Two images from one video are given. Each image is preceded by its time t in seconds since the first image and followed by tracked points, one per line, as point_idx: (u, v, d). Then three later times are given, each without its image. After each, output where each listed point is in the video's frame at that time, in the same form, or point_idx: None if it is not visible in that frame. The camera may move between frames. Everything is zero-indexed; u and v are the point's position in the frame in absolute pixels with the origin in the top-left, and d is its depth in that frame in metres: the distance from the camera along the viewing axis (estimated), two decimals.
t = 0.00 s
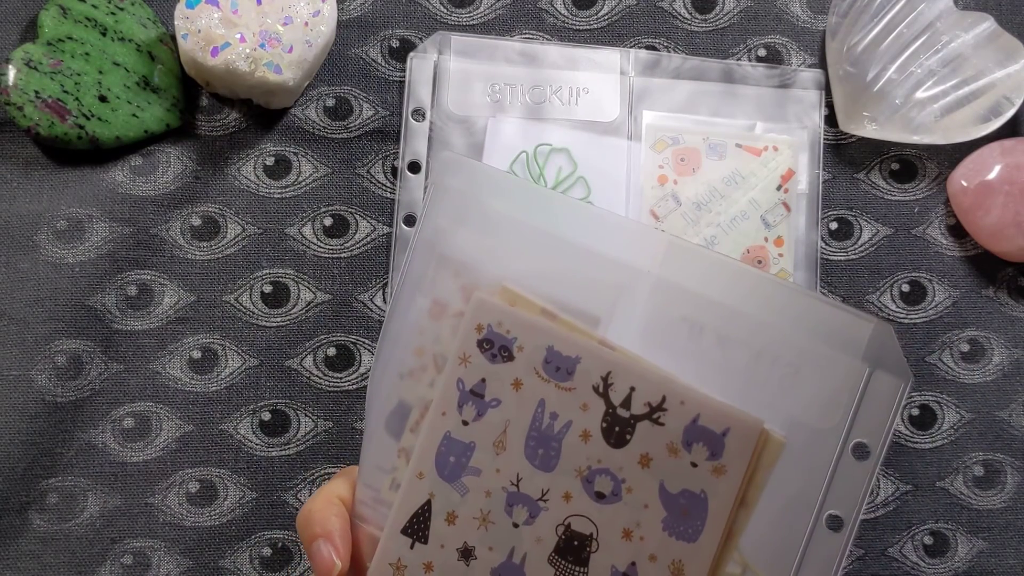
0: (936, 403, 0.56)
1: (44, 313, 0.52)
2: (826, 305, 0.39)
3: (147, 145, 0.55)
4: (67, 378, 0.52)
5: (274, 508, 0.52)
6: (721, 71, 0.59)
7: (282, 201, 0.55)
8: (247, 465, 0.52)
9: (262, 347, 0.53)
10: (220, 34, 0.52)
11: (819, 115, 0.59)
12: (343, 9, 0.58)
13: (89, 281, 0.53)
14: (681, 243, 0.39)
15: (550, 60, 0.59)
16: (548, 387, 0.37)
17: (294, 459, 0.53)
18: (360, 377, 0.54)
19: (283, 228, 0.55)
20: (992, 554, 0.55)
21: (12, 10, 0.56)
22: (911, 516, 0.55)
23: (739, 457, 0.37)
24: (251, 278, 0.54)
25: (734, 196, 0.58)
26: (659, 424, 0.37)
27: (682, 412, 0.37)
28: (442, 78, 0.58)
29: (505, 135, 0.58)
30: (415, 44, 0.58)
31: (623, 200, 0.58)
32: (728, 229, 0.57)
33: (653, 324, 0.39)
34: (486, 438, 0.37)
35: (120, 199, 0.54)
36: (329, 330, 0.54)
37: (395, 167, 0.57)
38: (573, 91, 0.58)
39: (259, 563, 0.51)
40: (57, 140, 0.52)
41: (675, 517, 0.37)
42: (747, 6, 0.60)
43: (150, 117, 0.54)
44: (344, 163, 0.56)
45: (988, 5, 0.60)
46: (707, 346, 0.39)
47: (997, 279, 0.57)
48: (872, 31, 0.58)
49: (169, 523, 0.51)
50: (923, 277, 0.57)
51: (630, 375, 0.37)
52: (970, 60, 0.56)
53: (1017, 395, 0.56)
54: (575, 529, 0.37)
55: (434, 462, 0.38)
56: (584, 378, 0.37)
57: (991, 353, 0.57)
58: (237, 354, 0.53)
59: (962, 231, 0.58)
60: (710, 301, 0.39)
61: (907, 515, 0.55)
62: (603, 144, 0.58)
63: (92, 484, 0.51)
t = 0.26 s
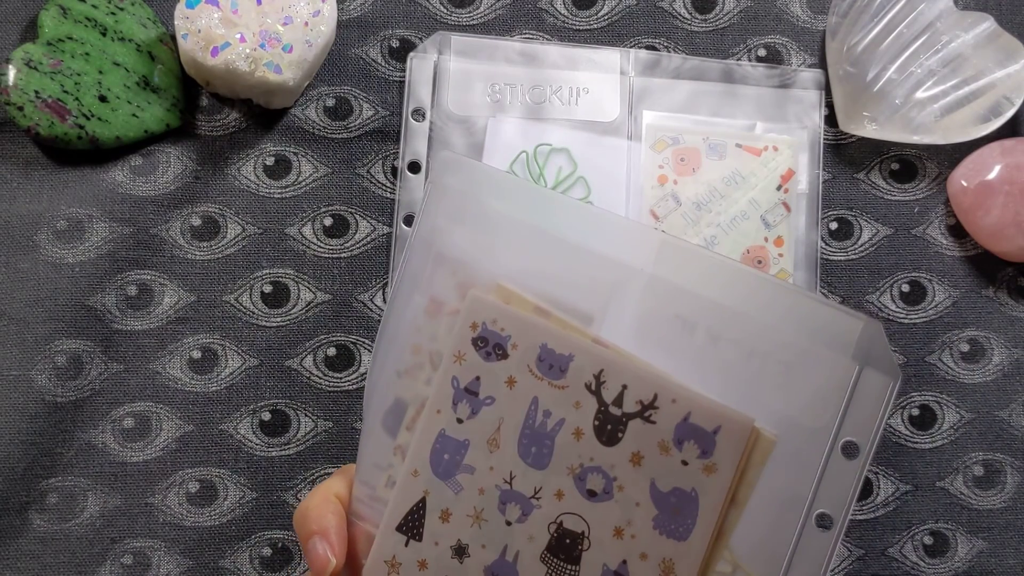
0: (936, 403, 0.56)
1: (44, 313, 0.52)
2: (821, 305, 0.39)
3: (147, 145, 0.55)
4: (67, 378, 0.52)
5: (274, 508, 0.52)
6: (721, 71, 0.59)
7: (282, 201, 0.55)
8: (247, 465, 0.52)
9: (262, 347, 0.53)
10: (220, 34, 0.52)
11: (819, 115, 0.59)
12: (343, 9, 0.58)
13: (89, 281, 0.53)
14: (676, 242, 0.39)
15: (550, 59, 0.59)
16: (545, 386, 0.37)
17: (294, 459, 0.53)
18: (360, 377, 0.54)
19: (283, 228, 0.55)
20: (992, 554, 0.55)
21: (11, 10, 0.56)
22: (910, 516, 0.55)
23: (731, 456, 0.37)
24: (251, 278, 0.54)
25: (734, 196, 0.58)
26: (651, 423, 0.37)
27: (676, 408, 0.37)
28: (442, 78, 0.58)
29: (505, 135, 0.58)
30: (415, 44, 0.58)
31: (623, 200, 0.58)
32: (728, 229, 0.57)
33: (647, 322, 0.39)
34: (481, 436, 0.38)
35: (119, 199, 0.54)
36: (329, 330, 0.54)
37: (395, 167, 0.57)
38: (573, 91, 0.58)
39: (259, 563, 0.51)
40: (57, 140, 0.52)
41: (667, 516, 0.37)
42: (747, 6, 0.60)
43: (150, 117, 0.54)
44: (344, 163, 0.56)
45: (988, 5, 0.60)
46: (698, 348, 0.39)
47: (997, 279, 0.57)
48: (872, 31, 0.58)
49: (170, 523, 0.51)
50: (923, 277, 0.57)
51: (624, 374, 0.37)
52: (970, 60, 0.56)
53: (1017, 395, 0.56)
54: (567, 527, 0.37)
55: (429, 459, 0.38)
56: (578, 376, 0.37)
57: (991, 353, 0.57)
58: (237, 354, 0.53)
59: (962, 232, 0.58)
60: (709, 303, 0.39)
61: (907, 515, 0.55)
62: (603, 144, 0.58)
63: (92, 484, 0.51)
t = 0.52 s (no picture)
0: (936, 403, 0.56)
1: (43, 313, 0.52)
2: (835, 325, 0.35)
3: (147, 145, 0.55)
4: (67, 378, 0.52)
5: (275, 508, 0.52)
6: (721, 71, 0.59)
7: (283, 201, 0.55)
8: (247, 465, 0.52)
9: (262, 347, 0.53)
10: (220, 34, 0.52)
11: (819, 115, 0.59)
12: (343, 9, 0.58)
13: (89, 281, 0.53)
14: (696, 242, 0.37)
15: (550, 60, 0.59)
16: (581, 381, 0.38)
17: (295, 459, 0.52)
18: (360, 377, 0.54)
19: (283, 227, 0.55)
20: (992, 554, 0.55)
21: (11, 10, 0.56)
22: (910, 516, 0.55)
23: (732, 473, 0.35)
24: (251, 278, 0.54)
25: (734, 196, 0.58)
26: (668, 430, 0.36)
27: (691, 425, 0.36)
28: (442, 78, 0.58)
29: (505, 135, 0.58)
30: (415, 44, 0.58)
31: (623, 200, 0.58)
32: (728, 229, 0.57)
33: (674, 327, 0.37)
34: (518, 427, 0.38)
35: (119, 199, 0.54)
36: (329, 330, 0.54)
37: (396, 167, 0.56)
38: (573, 91, 0.58)
39: (259, 563, 0.51)
40: (57, 140, 0.52)
41: (660, 524, 0.36)
42: (747, 6, 0.60)
43: (149, 117, 0.54)
44: (344, 162, 0.56)
45: (988, 5, 0.60)
46: (709, 360, 0.36)
47: (997, 279, 0.57)
48: (872, 31, 0.58)
49: (170, 523, 0.51)
50: (923, 277, 0.57)
51: (655, 381, 0.37)
52: (970, 60, 0.56)
53: (1018, 395, 0.56)
54: (569, 522, 0.37)
55: (468, 442, 0.38)
56: (615, 379, 0.37)
57: (991, 353, 0.57)
58: (237, 354, 0.53)
59: (962, 232, 0.58)
60: (720, 310, 0.36)
61: (907, 515, 0.55)
62: (603, 144, 0.58)
63: (92, 484, 0.51)
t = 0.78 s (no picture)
0: (936, 403, 0.56)
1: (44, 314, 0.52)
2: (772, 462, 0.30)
3: (147, 145, 0.55)
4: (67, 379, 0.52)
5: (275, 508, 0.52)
6: (721, 71, 0.59)
7: (283, 201, 0.55)
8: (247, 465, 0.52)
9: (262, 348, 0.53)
10: (220, 34, 0.52)
11: (818, 116, 0.59)
12: (343, 9, 0.58)
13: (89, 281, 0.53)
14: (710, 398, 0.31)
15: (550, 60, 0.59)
16: (572, 540, 0.33)
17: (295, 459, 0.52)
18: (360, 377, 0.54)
19: (283, 227, 0.55)
20: (992, 554, 0.54)
21: (11, 10, 0.56)
22: (911, 516, 0.55)
23: None
24: (251, 278, 0.54)
25: (734, 197, 0.58)
26: None
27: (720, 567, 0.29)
28: (442, 78, 0.58)
29: (505, 136, 0.58)
30: (415, 44, 0.58)
31: (623, 200, 0.58)
32: (728, 229, 0.58)
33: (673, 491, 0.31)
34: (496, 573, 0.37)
35: (119, 199, 0.54)
36: (329, 330, 0.54)
37: (396, 167, 0.56)
38: (573, 91, 0.58)
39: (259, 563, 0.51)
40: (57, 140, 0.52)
41: None
42: (747, 6, 0.60)
43: (149, 116, 0.54)
44: (344, 163, 0.56)
45: (988, 5, 0.60)
46: (662, 514, 0.31)
47: (997, 279, 0.57)
48: (872, 31, 0.58)
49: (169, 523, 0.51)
50: (923, 277, 0.57)
51: (634, 547, 0.31)
52: (970, 60, 0.56)
53: (1018, 395, 0.56)
54: None
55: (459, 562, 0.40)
56: (601, 539, 0.32)
57: (991, 353, 0.57)
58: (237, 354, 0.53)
59: (962, 232, 0.58)
60: (672, 447, 0.31)
61: (908, 515, 0.55)
62: (603, 145, 0.58)
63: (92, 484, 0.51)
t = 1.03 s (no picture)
0: (936, 403, 0.56)
1: (44, 313, 0.53)
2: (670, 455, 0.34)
3: (147, 145, 0.55)
4: (67, 378, 0.52)
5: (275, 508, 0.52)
6: (721, 71, 0.59)
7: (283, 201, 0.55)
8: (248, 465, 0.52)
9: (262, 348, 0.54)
10: (220, 34, 0.52)
11: (819, 116, 0.59)
12: (343, 9, 0.58)
13: (89, 281, 0.53)
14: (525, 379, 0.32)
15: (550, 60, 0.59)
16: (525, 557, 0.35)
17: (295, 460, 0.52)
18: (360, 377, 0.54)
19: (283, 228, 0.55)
20: (992, 554, 0.54)
21: (11, 10, 0.56)
22: (911, 516, 0.55)
23: None
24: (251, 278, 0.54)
25: (734, 197, 0.58)
26: None
27: None
28: (442, 78, 0.58)
29: (505, 136, 0.58)
30: (415, 44, 0.58)
31: (622, 201, 0.58)
32: (728, 229, 0.58)
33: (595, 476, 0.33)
34: None
35: (119, 200, 0.54)
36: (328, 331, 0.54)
37: (395, 167, 0.56)
38: (573, 91, 0.59)
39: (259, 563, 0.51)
40: (57, 140, 0.52)
41: None
42: (747, 6, 0.60)
43: (149, 116, 0.54)
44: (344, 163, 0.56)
45: (988, 5, 0.60)
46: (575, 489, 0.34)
47: (996, 279, 0.57)
48: (872, 32, 0.58)
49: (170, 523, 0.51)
50: (923, 277, 0.57)
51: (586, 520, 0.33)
52: (970, 61, 0.57)
53: (1018, 395, 0.56)
54: None
55: None
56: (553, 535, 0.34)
57: (991, 353, 0.57)
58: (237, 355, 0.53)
59: (962, 232, 0.58)
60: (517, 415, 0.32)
61: (908, 515, 0.55)
62: (603, 145, 0.58)
63: (92, 484, 0.51)
